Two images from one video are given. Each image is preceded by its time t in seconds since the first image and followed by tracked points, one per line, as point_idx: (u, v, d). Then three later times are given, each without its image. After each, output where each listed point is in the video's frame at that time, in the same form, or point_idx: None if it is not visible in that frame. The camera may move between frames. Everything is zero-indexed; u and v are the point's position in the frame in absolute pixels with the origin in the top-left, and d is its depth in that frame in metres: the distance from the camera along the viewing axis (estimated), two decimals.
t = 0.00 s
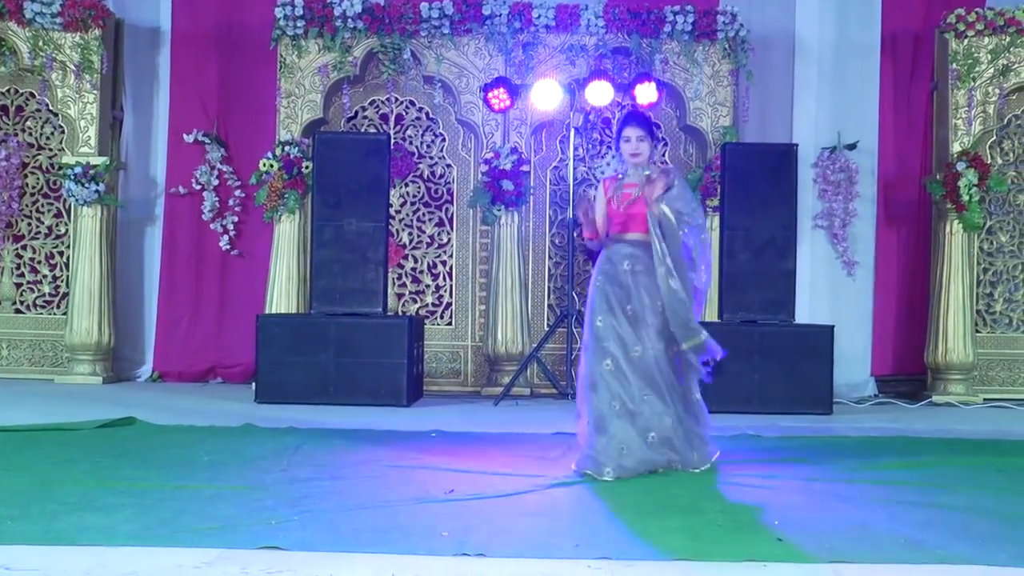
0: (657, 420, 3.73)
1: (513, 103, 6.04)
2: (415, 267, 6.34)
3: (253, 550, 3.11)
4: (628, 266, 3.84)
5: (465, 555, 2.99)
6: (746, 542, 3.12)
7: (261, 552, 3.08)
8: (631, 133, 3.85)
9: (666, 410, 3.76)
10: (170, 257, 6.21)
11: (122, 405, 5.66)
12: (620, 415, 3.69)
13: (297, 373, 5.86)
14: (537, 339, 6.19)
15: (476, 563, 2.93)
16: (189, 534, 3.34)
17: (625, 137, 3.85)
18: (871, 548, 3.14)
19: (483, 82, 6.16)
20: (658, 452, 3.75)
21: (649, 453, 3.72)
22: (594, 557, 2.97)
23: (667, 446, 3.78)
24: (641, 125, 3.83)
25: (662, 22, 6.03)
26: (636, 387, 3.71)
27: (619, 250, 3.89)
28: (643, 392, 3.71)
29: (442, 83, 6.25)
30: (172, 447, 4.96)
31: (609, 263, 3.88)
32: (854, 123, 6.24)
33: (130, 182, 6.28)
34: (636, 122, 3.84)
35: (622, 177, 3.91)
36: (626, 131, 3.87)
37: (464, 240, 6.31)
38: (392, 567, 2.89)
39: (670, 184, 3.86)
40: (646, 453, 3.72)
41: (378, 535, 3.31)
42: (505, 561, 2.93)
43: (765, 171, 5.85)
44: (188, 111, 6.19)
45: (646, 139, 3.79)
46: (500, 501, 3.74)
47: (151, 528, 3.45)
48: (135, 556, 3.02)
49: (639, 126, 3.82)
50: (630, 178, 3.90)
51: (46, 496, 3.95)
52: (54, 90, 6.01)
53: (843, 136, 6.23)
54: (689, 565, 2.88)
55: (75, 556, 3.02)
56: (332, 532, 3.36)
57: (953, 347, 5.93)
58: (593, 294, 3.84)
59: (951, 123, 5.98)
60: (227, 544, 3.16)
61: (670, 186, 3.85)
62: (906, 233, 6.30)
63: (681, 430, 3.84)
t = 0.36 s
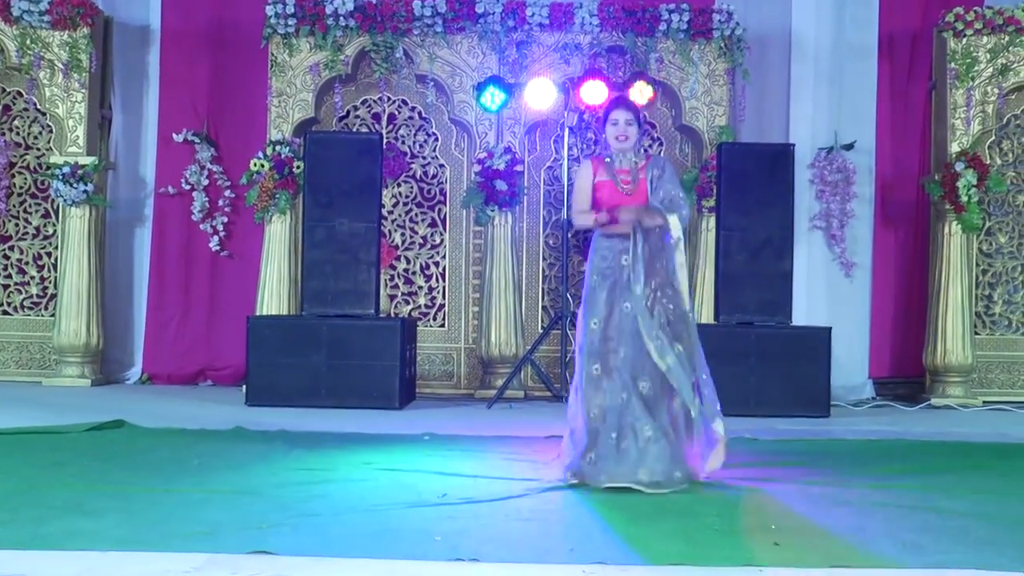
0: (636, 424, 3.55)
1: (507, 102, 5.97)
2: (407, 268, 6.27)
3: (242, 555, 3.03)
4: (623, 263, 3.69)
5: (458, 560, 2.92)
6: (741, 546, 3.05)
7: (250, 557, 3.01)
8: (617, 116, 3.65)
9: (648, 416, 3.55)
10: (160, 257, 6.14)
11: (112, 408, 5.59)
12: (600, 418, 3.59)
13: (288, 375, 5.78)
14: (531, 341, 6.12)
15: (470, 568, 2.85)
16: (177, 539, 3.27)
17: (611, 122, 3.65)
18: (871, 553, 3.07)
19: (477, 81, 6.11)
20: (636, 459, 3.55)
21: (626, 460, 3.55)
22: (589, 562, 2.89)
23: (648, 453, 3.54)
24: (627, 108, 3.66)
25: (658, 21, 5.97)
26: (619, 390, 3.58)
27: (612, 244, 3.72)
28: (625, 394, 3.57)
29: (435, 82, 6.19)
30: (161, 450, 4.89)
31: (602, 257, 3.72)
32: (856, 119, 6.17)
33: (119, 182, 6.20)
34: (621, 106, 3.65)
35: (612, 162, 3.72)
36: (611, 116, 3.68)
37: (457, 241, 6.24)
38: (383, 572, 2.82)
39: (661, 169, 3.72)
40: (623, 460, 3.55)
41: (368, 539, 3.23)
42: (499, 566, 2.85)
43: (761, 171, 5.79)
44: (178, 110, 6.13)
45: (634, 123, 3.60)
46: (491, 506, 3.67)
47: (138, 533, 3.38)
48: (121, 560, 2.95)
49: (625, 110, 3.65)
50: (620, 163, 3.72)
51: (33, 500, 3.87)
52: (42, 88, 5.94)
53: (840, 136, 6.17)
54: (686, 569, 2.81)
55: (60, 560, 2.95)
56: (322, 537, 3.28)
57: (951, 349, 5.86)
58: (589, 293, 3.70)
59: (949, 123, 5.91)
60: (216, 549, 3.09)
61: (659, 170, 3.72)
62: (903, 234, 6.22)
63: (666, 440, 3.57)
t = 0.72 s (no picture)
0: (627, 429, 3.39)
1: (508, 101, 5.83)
2: (405, 271, 6.12)
3: (236, 564, 2.90)
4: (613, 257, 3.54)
5: (458, 570, 2.78)
6: (748, 555, 2.92)
7: (243, 566, 2.87)
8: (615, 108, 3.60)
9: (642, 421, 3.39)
10: (152, 259, 6.01)
11: (104, 413, 5.46)
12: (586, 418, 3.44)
13: (283, 380, 5.64)
14: (532, 346, 5.98)
15: None
16: (169, 547, 3.13)
17: (607, 115, 3.60)
18: (885, 562, 2.94)
19: (476, 79, 5.97)
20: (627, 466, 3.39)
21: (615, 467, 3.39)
22: (593, 571, 2.76)
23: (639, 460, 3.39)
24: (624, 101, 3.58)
25: (662, 18, 5.84)
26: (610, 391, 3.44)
27: (605, 238, 3.58)
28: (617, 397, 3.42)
29: (434, 81, 6.05)
30: (152, 456, 4.76)
31: (594, 252, 3.56)
32: (863, 117, 6.00)
33: (110, 182, 6.08)
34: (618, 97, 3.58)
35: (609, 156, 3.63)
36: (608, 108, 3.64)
37: (456, 243, 6.11)
38: None
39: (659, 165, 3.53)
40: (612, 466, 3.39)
41: (365, 548, 3.10)
42: None
43: (768, 171, 5.64)
44: (171, 109, 6.00)
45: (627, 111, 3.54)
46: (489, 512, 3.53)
47: (130, 541, 3.25)
48: (109, 570, 2.81)
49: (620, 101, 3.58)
50: (618, 158, 3.62)
51: (21, 507, 3.74)
52: (32, 87, 5.83)
53: (848, 135, 6.00)
54: None
55: (46, 570, 2.81)
56: (317, 546, 3.15)
57: (963, 354, 5.71)
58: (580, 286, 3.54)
59: (961, 123, 5.76)
60: (209, 558, 2.96)
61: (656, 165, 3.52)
62: (914, 236, 6.05)
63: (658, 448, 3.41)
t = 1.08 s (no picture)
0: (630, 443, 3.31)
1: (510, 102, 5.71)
2: (405, 275, 6.01)
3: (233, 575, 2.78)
4: (624, 270, 3.44)
5: None
6: (757, 568, 2.80)
7: None
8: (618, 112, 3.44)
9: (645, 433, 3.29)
10: (146, 263, 5.89)
11: (98, 419, 5.34)
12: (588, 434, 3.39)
13: (281, 387, 5.53)
14: (534, 351, 5.87)
15: None
16: (163, 557, 3.02)
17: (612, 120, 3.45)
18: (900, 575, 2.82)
19: (477, 79, 5.85)
20: (632, 479, 3.29)
21: (620, 481, 3.30)
22: None
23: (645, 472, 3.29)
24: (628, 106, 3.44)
25: (666, 17, 5.73)
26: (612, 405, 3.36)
27: (609, 248, 3.46)
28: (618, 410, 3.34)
29: (434, 80, 5.93)
30: (146, 464, 4.64)
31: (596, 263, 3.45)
32: (869, 116, 5.88)
33: (104, 184, 5.97)
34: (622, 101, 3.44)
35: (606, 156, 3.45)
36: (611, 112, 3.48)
37: (457, 246, 5.99)
38: None
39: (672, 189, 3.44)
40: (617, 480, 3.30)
41: (365, 558, 2.98)
42: None
43: (775, 173, 5.53)
44: (167, 109, 5.89)
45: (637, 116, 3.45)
46: (492, 522, 3.42)
47: (123, 551, 3.13)
48: None
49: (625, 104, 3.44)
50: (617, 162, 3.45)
51: (12, 516, 3.62)
52: (24, 87, 5.72)
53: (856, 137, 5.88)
54: None
55: None
56: (316, 555, 3.03)
57: (974, 360, 5.60)
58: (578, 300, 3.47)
59: (972, 124, 5.65)
60: (205, 568, 2.84)
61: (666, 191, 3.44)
62: (923, 241, 5.94)
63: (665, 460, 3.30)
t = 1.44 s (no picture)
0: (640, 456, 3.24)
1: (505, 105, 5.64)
2: (399, 280, 5.94)
3: None
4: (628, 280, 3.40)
5: None
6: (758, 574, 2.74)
7: None
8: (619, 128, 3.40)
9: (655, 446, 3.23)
10: (136, 268, 5.82)
11: (87, 426, 5.26)
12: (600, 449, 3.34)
13: (273, 393, 5.45)
14: (530, 357, 5.80)
15: None
16: (152, 566, 2.94)
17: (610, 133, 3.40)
18: None
19: (472, 82, 5.78)
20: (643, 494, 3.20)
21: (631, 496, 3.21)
22: None
23: (656, 485, 3.20)
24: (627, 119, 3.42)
25: (663, 19, 5.66)
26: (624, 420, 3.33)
27: (616, 261, 3.42)
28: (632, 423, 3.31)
29: (429, 83, 5.85)
30: (136, 471, 4.56)
31: (601, 278, 3.42)
32: (869, 119, 5.82)
33: (94, 188, 5.90)
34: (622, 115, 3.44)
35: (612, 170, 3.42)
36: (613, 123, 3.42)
37: (452, 250, 5.92)
38: None
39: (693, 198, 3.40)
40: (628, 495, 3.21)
41: (358, 566, 2.91)
42: None
43: (773, 177, 5.47)
44: (158, 113, 5.83)
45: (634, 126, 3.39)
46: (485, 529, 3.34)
47: (112, 559, 3.06)
48: None
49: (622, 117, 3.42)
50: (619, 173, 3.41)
51: None
52: (12, 90, 5.67)
53: (855, 141, 5.82)
54: None
55: None
56: (308, 564, 2.96)
57: (975, 366, 5.54)
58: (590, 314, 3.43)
59: (971, 128, 5.59)
60: None
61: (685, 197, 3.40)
62: (922, 245, 5.89)
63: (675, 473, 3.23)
